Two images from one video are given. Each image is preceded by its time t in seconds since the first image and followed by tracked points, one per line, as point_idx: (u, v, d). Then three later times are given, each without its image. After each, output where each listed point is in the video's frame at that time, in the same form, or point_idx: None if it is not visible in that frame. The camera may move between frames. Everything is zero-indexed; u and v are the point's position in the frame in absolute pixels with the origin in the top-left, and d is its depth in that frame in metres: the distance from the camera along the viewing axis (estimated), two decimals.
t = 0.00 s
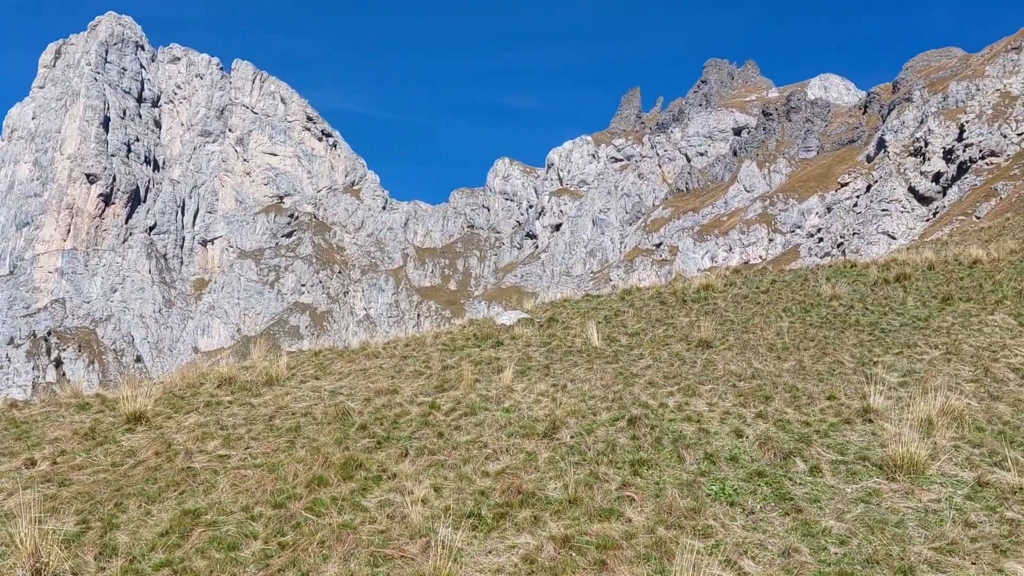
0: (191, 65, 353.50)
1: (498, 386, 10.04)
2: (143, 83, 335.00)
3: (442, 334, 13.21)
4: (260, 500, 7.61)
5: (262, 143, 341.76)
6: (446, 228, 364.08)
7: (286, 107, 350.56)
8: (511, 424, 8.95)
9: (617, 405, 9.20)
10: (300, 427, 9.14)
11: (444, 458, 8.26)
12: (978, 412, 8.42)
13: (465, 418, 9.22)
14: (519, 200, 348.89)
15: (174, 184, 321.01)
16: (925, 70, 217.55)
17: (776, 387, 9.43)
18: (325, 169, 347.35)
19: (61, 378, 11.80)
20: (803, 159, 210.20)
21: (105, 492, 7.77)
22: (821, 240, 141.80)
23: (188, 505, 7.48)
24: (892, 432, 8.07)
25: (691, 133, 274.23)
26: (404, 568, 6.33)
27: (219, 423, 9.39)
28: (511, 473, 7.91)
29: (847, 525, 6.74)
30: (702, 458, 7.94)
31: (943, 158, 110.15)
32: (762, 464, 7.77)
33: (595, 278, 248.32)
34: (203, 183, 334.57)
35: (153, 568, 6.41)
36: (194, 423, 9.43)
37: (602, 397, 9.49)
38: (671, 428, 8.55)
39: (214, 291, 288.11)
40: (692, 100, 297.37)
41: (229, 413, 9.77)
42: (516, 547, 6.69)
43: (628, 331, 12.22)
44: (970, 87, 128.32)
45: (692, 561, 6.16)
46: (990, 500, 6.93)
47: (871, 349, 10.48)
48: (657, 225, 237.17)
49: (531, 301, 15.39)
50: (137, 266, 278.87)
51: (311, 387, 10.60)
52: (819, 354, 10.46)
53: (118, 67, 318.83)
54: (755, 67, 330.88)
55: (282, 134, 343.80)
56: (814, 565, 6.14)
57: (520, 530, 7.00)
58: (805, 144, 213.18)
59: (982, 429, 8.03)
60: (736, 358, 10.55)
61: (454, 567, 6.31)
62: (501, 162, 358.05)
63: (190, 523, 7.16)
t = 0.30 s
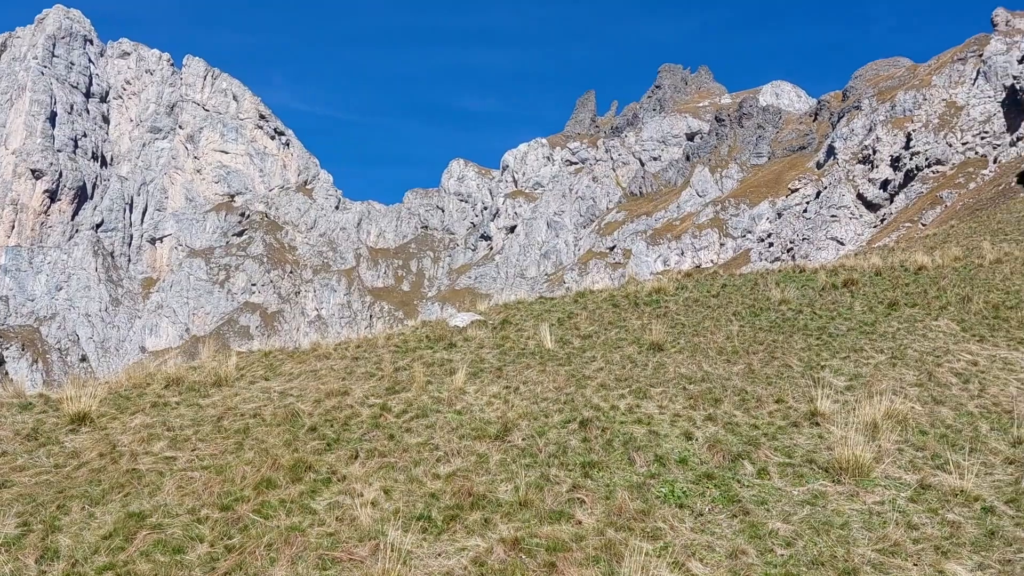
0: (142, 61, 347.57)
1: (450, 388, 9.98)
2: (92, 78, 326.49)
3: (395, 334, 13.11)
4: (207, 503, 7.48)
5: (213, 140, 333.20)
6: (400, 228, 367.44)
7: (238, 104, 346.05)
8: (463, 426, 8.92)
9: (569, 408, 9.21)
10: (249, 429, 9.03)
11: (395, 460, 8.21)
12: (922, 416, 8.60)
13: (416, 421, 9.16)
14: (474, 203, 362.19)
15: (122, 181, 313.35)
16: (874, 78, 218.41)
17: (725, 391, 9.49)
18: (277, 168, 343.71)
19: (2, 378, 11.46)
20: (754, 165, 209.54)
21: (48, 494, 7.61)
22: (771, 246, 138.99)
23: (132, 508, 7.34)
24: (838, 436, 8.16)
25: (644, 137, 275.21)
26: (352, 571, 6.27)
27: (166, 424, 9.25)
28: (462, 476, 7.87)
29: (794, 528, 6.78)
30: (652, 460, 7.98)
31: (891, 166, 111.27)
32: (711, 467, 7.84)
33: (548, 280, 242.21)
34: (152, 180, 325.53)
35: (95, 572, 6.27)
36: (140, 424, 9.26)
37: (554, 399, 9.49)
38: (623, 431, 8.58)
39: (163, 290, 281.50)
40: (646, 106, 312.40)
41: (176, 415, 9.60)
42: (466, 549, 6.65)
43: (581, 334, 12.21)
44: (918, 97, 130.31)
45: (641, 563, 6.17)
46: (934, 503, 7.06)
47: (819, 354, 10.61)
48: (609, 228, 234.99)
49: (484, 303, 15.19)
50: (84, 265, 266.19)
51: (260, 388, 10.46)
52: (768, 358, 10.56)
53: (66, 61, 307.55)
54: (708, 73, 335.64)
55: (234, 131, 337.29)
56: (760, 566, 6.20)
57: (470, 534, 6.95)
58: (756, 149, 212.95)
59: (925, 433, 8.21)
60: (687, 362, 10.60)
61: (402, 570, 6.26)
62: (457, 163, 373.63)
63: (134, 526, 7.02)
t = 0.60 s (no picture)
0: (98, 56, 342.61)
1: (409, 390, 9.93)
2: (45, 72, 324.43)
3: (354, 335, 13.02)
4: (160, 504, 7.36)
5: (170, 137, 335.15)
6: (359, 228, 361.69)
7: (195, 101, 341.16)
8: (420, 429, 8.87)
9: (527, 410, 9.21)
10: (204, 429, 8.92)
11: (352, 462, 8.15)
12: (876, 421, 8.72)
13: (373, 423, 9.09)
14: (435, 203, 341.12)
15: (76, 175, 299.31)
16: (832, 86, 225.06)
17: (683, 394, 9.53)
18: (236, 166, 344.46)
19: None
20: (714, 170, 214.89)
21: None
22: (728, 252, 145.50)
23: (83, 509, 7.21)
24: (792, 440, 8.25)
25: (607, 140, 283.04)
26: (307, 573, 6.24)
27: (118, 424, 9.11)
28: (419, 478, 7.84)
29: (747, 530, 6.83)
30: (609, 463, 8.00)
31: (847, 174, 115.25)
32: (668, 470, 7.86)
33: (509, 281, 238.83)
34: (107, 176, 315.58)
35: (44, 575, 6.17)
36: (92, 424, 9.13)
37: (513, 402, 9.48)
38: (581, 433, 8.58)
39: (117, 287, 278.69)
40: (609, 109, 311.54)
41: (129, 415, 9.48)
42: (422, 552, 6.62)
43: (541, 337, 12.21)
44: (873, 106, 132.22)
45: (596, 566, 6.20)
46: (885, 506, 7.16)
47: (776, 358, 10.71)
48: (571, 230, 232.90)
49: (444, 305, 15.04)
50: (35, 260, 265.59)
51: (216, 388, 10.36)
52: (724, 362, 10.67)
53: (19, 54, 307.19)
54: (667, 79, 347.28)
55: (192, 128, 337.49)
56: (712, 568, 6.25)
57: (426, 536, 6.92)
58: (715, 155, 218.38)
59: (877, 437, 8.34)
60: (645, 365, 10.66)
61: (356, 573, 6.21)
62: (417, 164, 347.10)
63: (84, 527, 6.90)
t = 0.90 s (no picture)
0: (63, 52, 329.72)
1: (376, 392, 9.90)
2: (10, 68, 310.87)
3: (321, 336, 12.89)
4: (120, 507, 7.27)
5: (136, 135, 329.81)
6: (327, 229, 364.80)
7: (163, 99, 337.08)
8: (387, 431, 8.82)
9: (495, 413, 9.20)
10: (166, 431, 8.84)
11: (317, 464, 8.10)
12: (838, 425, 8.81)
13: (339, 425, 9.05)
14: (404, 204, 339.41)
15: (40, 173, 294.42)
16: (798, 94, 230.25)
17: (649, 398, 9.58)
18: (203, 165, 340.30)
19: None
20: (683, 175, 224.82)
21: None
22: (695, 257, 139.47)
23: (42, 511, 7.11)
24: (757, 445, 8.30)
25: (576, 145, 283.27)
26: None
27: (80, 425, 9.01)
28: (385, 480, 7.81)
29: (712, 534, 6.86)
30: (576, 467, 7.99)
31: (813, 181, 117.43)
32: (634, 474, 7.88)
33: (478, 285, 239.28)
34: (71, 175, 312.09)
35: None
36: (52, 425, 9.02)
37: (480, 405, 9.48)
38: (548, 436, 8.60)
39: (80, 286, 276.60)
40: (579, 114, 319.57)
41: (90, 415, 9.37)
42: (387, 555, 6.59)
43: (509, 339, 12.23)
44: (840, 115, 138.87)
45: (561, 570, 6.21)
46: (846, 510, 7.23)
47: (742, 362, 10.78)
48: (539, 235, 237.27)
49: (412, 307, 14.95)
50: None
51: (180, 389, 10.26)
52: (692, 366, 10.72)
53: None
54: (637, 84, 356.16)
55: (158, 126, 332.72)
56: (675, 571, 6.27)
57: (391, 538, 6.89)
58: (684, 160, 228.73)
59: (841, 442, 8.40)
60: (613, 369, 10.71)
61: None
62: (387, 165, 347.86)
63: (44, 529, 6.81)
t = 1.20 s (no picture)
0: (34, 51, 324.26)
1: (348, 396, 9.85)
2: None
3: (292, 339, 12.78)
4: (87, 510, 7.18)
5: (107, 135, 324.88)
6: (300, 232, 359.86)
7: (135, 99, 333.48)
8: (359, 435, 8.80)
9: (468, 417, 9.20)
10: (135, 435, 8.77)
11: (288, 468, 8.06)
12: (808, 430, 8.88)
13: (311, 429, 9.01)
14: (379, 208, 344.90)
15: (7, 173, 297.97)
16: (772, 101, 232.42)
17: (622, 404, 9.61)
18: (175, 166, 337.62)
19: None
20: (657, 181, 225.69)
21: None
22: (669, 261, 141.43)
23: (7, 515, 7.01)
24: (728, 450, 8.34)
25: (551, 150, 291.55)
26: None
27: (46, 428, 8.90)
28: (356, 485, 7.77)
29: (683, 538, 6.87)
30: (548, 471, 7.99)
31: (786, 189, 117.44)
32: (605, 478, 7.90)
33: (452, 288, 236.53)
34: (40, 175, 306.72)
35: None
36: (18, 428, 8.89)
37: (453, 410, 9.46)
38: (520, 441, 8.60)
39: (50, 287, 270.84)
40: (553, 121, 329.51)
41: (58, 418, 9.28)
42: (357, 560, 6.54)
43: (483, 343, 12.22)
44: (814, 123, 136.61)
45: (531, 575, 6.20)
46: (816, 515, 7.26)
47: (714, 368, 10.83)
48: (515, 239, 236.02)
49: (385, 311, 14.85)
50: None
51: (149, 393, 10.17)
52: (664, 370, 10.76)
53: None
54: (611, 90, 359.63)
55: (130, 127, 329.16)
56: None
57: (362, 543, 6.85)
58: (659, 167, 229.50)
59: (811, 448, 8.47)
60: (586, 373, 10.73)
61: None
62: (361, 168, 359.52)
63: (9, 534, 6.70)
